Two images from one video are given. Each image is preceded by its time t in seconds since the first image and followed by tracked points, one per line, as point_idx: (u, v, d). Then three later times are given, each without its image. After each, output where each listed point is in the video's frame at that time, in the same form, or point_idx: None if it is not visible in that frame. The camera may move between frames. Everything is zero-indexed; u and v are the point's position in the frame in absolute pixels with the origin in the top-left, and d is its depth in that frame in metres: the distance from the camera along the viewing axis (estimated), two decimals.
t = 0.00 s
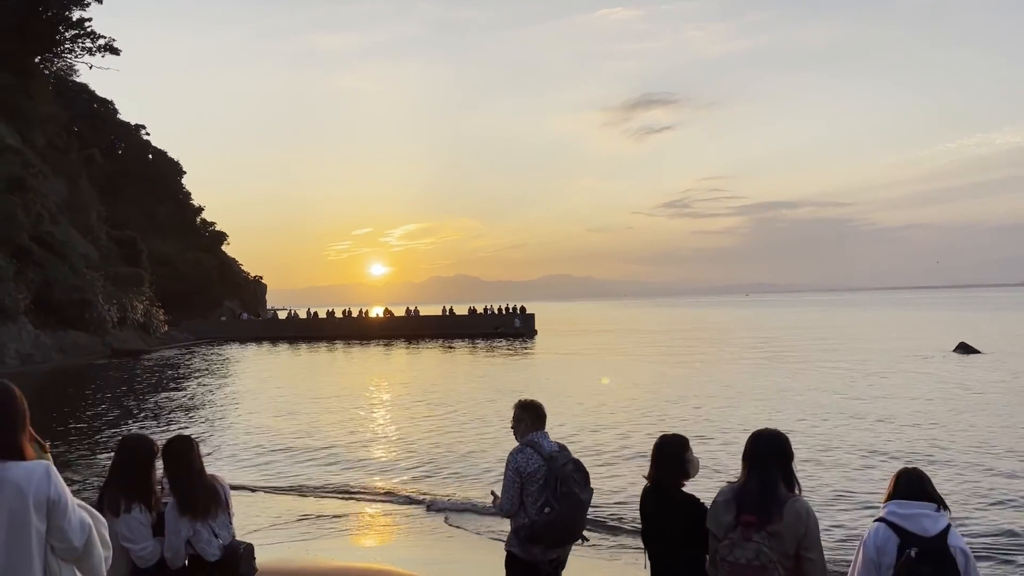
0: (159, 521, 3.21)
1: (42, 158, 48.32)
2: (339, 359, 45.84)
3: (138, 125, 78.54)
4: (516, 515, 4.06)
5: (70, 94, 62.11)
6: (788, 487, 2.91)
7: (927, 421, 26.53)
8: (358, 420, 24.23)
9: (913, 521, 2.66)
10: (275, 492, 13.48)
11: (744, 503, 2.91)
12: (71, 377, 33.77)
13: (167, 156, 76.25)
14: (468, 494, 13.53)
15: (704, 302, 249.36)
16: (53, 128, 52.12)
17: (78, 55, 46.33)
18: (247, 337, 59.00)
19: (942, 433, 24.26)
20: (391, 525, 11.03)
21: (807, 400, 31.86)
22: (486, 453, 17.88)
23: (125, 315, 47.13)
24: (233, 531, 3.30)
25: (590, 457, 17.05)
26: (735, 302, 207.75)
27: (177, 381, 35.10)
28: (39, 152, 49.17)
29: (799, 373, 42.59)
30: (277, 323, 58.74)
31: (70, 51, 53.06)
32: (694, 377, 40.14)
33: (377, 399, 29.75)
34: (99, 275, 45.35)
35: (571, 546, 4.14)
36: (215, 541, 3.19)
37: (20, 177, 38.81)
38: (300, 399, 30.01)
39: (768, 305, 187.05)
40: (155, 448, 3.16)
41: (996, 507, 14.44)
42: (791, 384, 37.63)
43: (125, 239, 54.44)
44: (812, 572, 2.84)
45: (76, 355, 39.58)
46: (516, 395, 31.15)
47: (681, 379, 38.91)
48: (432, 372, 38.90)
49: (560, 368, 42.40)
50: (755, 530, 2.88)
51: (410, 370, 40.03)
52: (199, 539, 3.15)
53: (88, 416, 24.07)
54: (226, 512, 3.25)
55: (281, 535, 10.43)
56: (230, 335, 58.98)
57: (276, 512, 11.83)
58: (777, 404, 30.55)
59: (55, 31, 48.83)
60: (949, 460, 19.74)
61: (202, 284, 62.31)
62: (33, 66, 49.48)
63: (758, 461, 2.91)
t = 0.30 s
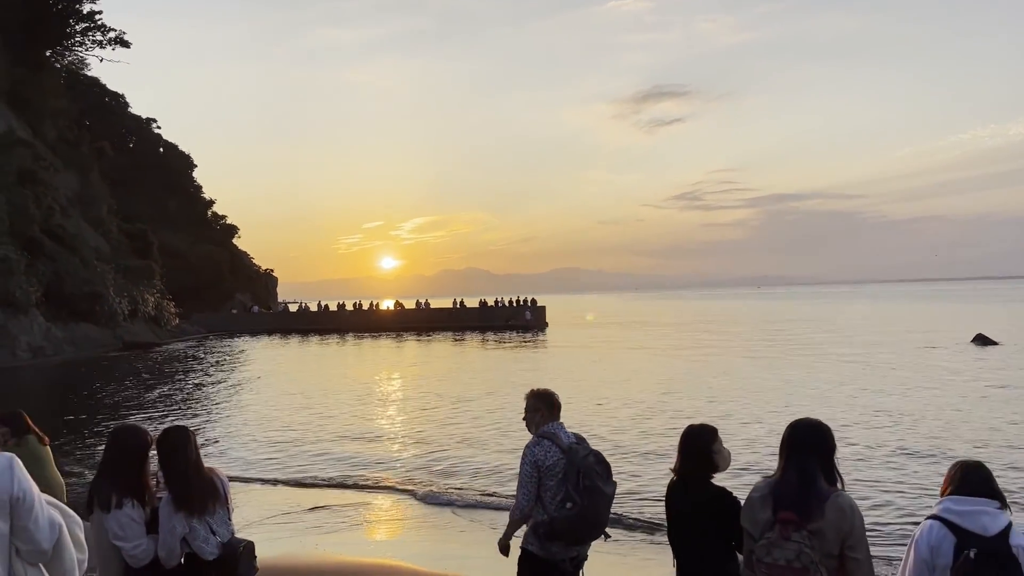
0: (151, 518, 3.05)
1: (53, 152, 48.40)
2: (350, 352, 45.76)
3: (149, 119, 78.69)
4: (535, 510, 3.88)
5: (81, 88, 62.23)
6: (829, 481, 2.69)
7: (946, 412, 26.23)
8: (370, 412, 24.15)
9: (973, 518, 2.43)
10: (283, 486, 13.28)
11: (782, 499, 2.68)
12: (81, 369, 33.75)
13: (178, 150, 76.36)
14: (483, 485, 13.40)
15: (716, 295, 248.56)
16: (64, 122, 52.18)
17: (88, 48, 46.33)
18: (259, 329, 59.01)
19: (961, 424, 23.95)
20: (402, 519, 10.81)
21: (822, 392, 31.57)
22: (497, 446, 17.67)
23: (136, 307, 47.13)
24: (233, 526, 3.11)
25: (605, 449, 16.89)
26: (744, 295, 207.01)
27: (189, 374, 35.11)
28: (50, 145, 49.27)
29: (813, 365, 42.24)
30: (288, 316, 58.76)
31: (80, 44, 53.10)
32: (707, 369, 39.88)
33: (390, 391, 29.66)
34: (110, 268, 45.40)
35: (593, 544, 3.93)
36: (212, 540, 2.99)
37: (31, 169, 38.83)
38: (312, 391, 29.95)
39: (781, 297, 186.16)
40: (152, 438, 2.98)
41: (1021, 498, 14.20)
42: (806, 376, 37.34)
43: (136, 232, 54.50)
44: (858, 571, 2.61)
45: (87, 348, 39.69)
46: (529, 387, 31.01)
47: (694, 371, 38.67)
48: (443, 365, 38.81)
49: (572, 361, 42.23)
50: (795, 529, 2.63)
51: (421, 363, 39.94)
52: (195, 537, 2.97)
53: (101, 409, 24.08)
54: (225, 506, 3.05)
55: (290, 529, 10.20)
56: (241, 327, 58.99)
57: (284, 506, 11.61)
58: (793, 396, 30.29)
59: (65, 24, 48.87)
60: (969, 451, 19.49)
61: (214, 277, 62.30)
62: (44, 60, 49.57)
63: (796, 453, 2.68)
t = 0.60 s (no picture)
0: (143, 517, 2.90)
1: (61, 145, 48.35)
2: (359, 345, 45.65)
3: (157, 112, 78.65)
4: (544, 512, 3.66)
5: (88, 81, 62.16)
6: (874, 478, 2.48)
7: (960, 404, 26.00)
8: (378, 405, 24.02)
9: None
10: (291, 479, 13.08)
11: (824, 500, 2.47)
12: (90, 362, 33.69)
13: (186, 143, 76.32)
14: (494, 478, 13.26)
15: (724, 288, 247.99)
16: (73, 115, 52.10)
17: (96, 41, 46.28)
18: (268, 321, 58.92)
19: (977, 416, 23.72)
20: (411, 513, 10.57)
21: (834, 384, 31.33)
22: (507, 439, 17.43)
23: (145, 300, 47.06)
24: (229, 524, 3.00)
25: (617, 441, 16.73)
26: (755, 287, 206.08)
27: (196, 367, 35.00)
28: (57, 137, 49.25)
29: (824, 357, 41.98)
30: (296, 308, 58.67)
31: (87, 36, 52.97)
32: (717, 362, 39.66)
33: (398, 384, 29.54)
34: (119, 261, 45.34)
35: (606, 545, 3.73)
36: (208, 541, 2.87)
37: (39, 162, 38.72)
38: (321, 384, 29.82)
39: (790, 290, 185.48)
40: (144, 433, 2.84)
41: None
42: (817, 368, 37.08)
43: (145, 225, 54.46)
44: None
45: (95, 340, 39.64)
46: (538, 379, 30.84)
47: (704, 364, 38.46)
48: (452, 358, 38.67)
49: (581, 354, 42.03)
50: (841, 530, 2.41)
51: (429, 355, 39.81)
52: (190, 537, 2.84)
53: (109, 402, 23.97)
54: (220, 505, 2.92)
55: (296, 524, 9.96)
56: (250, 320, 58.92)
57: (290, 500, 11.40)
58: (804, 388, 30.06)
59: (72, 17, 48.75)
60: (985, 441, 19.27)
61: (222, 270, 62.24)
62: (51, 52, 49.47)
63: (838, 450, 2.47)
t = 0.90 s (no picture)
0: (131, 512, 2.76)
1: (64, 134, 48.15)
2: (363, 335, 45.51)
3: (160, 102, 78.33)
4: (554, 511, 3.43)
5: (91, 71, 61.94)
6: (928, 469, 2.26)
7: (970, 393, 25.82)
8: (383, 394, 23.90)
9: None
10: (294, 469, 12.90)
11: (874, 497, 2.24)
12: (94, 352, 33.59)
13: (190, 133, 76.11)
14: (501, 468, 13.09)
15: (729, 279, 247.61)
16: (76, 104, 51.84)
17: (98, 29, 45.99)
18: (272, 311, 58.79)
19: (987, 404, 23.56)
20: (416, 504, 10.33)
21: (842, 373, 31.16)
22: (513, 428, 17.28)
23: (149, 290, 46.95)
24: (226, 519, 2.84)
25: (624, 431, 16.58)
26: (761, 277, 205.19)
27: (201, 356, 34.94)
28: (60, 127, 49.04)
29: (830, 347, 41.81)
30: (300, 299, 58.53)
31: (89, 25, 52.68)
32: (724, 351, 39.49)
33: (403, 373, 29.40)
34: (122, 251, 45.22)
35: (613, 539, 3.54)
36: (199, 537, 2.69)
37: (42, 151, 38.47)
38: (324, 374, 29.68)
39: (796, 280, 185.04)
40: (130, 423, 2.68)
41: None
42: (824, 358, 36.92)
43: (149, 214, 54.33)
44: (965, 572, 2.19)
45: (99, 330, 39.58)
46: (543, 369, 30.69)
47: (710, 354, 38.31)
48: (456, 347, 38.54)
49: (586, 344, 41.88)
50: (894, 529, 2.18)
51: (433, 345, 39.71)
52: (179, 535, 2.66)
53: (112, 393, 23.88)
54: (213, 500, 2.74)
55: (299, 516, 9.74)
56: (254, 309, 58.79)
57: (293, 491, 11.20)
58: (812, 377, 29.90)
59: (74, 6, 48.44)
60: (998, 429, 19.07)
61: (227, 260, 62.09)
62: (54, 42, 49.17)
63: (888, 440, 2.24)
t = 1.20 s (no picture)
0: (106, 509, 2.79)
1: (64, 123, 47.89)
2: (364, 324, 45.33)
3: (160, 91, 77.96)
4: (563, 511, 3.21)
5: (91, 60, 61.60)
6: (983, 463, 2.05)
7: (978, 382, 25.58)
8: (386, 384, 23.71)
9: None
10: (295, 460, 12.73)
11: (924, 491, 2.03)
12: (96, 341, 33.42)
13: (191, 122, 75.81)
14: (505, 458, 12.90)
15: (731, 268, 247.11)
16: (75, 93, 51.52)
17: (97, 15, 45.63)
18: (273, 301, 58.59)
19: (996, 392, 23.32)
20: (418, 497, 10.11)
21: (848, 363, 30.93)
22: (517, 418, 17.09)
23: (150, 280, 46.78)
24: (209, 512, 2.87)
25: (630, 421, 16.38)
26: (764, 266, 204.68)
27: (201, 345, 34.79)
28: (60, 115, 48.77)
29: (836, 337, 41.53)
30: (302, 288, 58.36)
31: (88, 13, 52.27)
32: (728, 341, 39.26)
33: (405, 363, 29.22)
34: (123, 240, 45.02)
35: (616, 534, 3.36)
36: (180, 539, 2.73)
37: (41, 139, 38.19)
38: (326, 363, 29.51)
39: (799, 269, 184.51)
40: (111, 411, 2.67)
41: None
42: (830, 347, 36.67)
43: (150, 204, 54.14)
44: None
45: (100, 319, 39.45)
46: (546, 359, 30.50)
47: (714, 343, 38.08)
48: (459, 337, 38.35)
49: (589, 333, 41.67)
50: (948, 530, 1.98)
51: (435, 335, 39.52)
52: (157, 535, 2.70)
53: (113, 382, 23.72)
54: (196, 498, 2.78)
55: (299, 508, 9.53)
56: (255, 299, 58.59)
57: (293, 482, 11.00)
58: (817, 366, 29.70)
59: None
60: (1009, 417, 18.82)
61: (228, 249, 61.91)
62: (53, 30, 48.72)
63: (940, 430, 2.04)
